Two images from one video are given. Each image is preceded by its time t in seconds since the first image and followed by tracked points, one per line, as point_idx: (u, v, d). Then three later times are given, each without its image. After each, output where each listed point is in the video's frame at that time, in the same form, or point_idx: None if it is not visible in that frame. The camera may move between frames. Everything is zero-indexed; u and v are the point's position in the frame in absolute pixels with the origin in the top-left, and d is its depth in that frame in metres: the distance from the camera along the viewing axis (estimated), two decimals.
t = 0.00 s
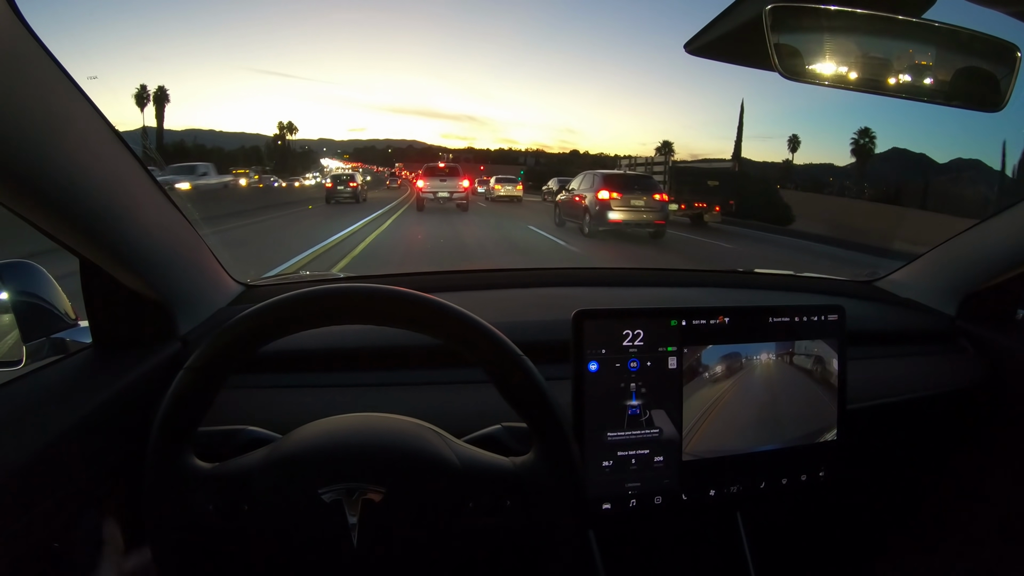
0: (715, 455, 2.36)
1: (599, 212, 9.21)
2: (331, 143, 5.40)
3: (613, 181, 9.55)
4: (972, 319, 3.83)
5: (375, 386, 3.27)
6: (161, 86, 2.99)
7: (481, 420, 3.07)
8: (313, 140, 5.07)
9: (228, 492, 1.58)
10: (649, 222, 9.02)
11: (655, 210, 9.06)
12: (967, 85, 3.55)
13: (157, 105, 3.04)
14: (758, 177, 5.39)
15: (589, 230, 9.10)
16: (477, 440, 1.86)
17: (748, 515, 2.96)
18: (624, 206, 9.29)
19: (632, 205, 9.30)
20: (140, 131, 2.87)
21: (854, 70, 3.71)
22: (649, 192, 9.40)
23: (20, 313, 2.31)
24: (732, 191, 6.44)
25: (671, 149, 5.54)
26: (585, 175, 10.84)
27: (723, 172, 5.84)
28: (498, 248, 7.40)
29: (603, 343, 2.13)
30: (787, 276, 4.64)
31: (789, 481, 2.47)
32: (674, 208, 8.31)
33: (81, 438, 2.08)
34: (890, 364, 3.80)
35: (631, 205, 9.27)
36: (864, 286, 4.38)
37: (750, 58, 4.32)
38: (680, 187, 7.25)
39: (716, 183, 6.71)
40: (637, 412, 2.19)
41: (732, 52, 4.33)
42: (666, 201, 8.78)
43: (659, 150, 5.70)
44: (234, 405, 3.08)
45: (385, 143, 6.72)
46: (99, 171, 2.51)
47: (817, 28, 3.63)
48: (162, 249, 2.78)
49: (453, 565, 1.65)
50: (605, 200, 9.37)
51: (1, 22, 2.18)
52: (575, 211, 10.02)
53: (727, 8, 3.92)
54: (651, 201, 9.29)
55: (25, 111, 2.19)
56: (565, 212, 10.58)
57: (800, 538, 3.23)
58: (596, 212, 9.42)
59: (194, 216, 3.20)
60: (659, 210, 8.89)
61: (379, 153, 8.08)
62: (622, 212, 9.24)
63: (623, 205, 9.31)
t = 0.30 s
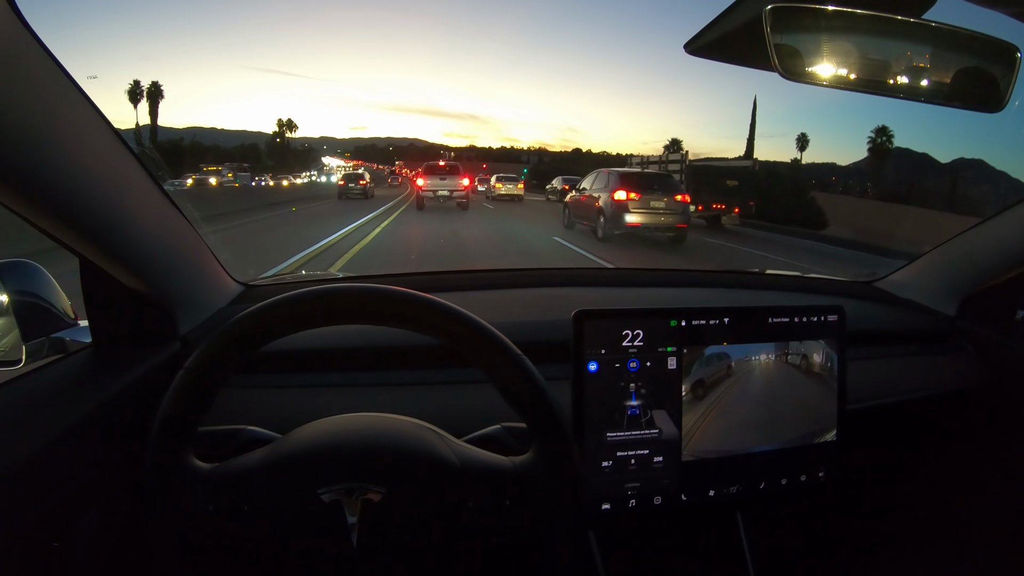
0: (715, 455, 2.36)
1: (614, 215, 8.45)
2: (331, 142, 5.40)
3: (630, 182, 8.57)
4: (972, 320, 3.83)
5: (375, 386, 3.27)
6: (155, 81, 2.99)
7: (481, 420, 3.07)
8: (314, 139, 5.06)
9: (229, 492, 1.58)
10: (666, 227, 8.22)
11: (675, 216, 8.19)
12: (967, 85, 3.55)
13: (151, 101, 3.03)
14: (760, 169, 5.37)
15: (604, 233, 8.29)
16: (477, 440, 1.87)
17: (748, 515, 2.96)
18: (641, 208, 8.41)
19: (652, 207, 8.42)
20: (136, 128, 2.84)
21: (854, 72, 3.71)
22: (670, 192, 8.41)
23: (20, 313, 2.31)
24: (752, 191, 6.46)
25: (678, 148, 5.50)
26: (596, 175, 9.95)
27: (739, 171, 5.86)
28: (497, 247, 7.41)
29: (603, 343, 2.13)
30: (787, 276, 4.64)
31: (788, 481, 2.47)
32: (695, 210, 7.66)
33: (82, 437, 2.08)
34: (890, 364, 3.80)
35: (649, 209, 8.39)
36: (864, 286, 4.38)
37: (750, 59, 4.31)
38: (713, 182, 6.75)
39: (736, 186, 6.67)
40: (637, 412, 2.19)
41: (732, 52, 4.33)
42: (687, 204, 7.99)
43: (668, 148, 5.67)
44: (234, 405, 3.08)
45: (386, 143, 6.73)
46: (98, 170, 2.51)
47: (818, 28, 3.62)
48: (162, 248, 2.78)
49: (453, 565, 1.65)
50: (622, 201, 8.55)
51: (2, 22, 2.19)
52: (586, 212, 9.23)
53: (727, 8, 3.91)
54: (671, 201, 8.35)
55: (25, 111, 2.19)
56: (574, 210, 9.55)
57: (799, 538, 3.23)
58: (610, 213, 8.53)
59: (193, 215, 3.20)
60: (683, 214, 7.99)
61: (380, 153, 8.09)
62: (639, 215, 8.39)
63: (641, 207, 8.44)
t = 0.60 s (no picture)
0: (715, 455, 2.36)
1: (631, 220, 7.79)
2: (332, 142, 5.41)
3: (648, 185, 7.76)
4: (972, 319, 3.83)
5: (375, 386, 3.28)
6: (148, 80, 2.98)
7: (481, 420, 3.07)
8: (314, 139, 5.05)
9: (229, 492, 1.58)
10: (688, 234, 7.74)
11: (697, 222, 7.69)
12: (968, 84, 3.55)
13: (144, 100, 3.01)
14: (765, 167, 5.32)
15: (619, 241, 7.70)
16: (477, 439, 1.87)
17: (749, 515, 2.96)
18: (661, 213, 7.82)
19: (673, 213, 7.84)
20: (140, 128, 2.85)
21: (854, 70, 3.71)
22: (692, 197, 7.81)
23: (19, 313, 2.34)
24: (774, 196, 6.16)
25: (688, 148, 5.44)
26: (610, 176, 9.27)
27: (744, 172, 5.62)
28: (498, 247, 7.42)
29: (603, 343, 2.13)
30: (787, 276, 4.64)
31: (789, 481, 2.47)
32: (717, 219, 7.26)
33: (82, 437, 2.08)
34: (890, 363, 3.79)
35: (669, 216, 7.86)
36: (864, 285, 4.38)
37: (750, 58, 4.31)
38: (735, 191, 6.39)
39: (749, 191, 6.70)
40: (637, 412, 2.20)
41: (732, 51, 4.33)
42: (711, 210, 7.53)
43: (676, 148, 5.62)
44: (234, 406, 3.08)
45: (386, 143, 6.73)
46: (98, 170, 2.51)
47: (818, 28, 3.62)
48: (163, 248, 2.79)
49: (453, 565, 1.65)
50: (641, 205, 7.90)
51: (2, 22, 2.19)
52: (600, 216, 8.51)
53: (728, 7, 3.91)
54: (694, 206, 7.78)
55: (26, 111, 2.19)
56: (584, 218, 8.92)
57: (800, 537, 3.23)
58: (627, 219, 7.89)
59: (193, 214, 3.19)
60: (707, 219, 7.50)
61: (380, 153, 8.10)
62: (658, 221, 7.79)
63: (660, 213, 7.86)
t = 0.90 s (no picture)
0: (714, 456, 2.35)
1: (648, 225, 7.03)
2: (332, 142, 5.41)
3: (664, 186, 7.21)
4: (972, 320, 3.83)
5: (374, 386, 3.27)
6: (142, 77, 2.96)
7: (481, 421, 3.07)
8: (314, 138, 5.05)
9: (228, 493, 1.58)
10: (710, 239, 6.77)
11: (723, 225, 6.72)
12: (969, 84, 3.55)
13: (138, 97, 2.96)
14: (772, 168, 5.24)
15: (636, 245, 6.63)
16: (476, 440, 1.87)
17: (748, 515, 2.96)
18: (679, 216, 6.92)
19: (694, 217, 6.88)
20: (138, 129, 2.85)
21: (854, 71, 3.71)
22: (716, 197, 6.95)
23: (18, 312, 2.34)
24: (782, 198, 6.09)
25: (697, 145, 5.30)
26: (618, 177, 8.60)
27: (744, 174, 5.46)
28: (497, 247, 7.42)
29: (603, 344, 2.13)
30: (787, 276, 4.64)
31: (789, 482, 2.47)
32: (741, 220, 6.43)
33: (80, 438, 2.08)
34: (890, 364, 3.79)
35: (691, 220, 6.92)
36: (864, 286, 4.38)
37: (750, 59, 4.31)
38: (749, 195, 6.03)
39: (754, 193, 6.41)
40: (637, 413, 2.20)
41: (731, 52, 4.32)
42: (736, 213, 6.68)
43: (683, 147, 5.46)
44: (234, 406, 3.07)
45: (387, 143, 6.73)
46: (99, 170, 2.51)
47: (818, 29, 3.61)
48: (163, 249, 2.79)
49: (452, 565, 1.65)
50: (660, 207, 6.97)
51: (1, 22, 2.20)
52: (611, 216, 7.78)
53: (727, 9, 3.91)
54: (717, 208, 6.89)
55: (26, 112, 2.19)
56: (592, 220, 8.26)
57: (799, 538, 3.23)
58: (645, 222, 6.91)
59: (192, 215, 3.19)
60: (731, 223, 6.62)
61: (381, 152, 8.10)
62: (678, 225, 6.88)
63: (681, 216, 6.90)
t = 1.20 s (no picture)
0: (714, 455, 2.35)
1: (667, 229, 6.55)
2: (332, 142, 5.41)
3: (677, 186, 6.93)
4: (972, 319, 3.83)
5: (374, 386, 3.27)
6: (134, 74, 2.95)
7: (481, 420, 3.07)
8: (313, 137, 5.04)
9: (228, 493, 1.58)
10: (734, 246, 6.36)
11: (747, 230, 6.49)
12: (968, 84, 3.53)
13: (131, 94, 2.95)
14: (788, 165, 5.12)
15: (652, 253, 6.26)
16: (476, 440, 1.87)
17: (748, 515, 2.96)
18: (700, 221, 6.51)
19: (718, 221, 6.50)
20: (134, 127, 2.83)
21: (854, 70, 3.71)
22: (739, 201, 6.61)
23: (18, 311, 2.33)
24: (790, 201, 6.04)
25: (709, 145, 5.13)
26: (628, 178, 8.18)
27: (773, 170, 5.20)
28: (497, 247, 7.42)
29: (603, 344, 2.13)
30: (787, 276, 4.64)
31: (789, 481, 2.47)
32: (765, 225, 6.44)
33: (80, 437, 2.08)
34: (890, 364, 3.79)
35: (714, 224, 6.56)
36: (864, 286, 4.38)
37: (750, 58, 4.31)
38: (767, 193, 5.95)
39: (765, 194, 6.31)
40: (637, 412, 2.20)
41: (731, 52, 4.32)
42: (759, 216, 6.52)
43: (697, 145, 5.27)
44: (234, 406, 3.07)
45: (387, 142, 6.73)
46: (99, 170, 2.51)
47: (818, 28, 3.61)
48: (163, 249, 2.79)
49: (452, 565, 1.65)
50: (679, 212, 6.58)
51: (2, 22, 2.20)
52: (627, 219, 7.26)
53: (727, 8, 3.91)
54: (740, 212, 6.61)
55: (26, 112, 2.20)
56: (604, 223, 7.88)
57: (799, 538, 3.23)
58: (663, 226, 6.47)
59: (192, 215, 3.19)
60: (756, 228, 6.47)
61: (381, 152, 8.10)
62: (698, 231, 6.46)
63: (702, 221, 6.54)
